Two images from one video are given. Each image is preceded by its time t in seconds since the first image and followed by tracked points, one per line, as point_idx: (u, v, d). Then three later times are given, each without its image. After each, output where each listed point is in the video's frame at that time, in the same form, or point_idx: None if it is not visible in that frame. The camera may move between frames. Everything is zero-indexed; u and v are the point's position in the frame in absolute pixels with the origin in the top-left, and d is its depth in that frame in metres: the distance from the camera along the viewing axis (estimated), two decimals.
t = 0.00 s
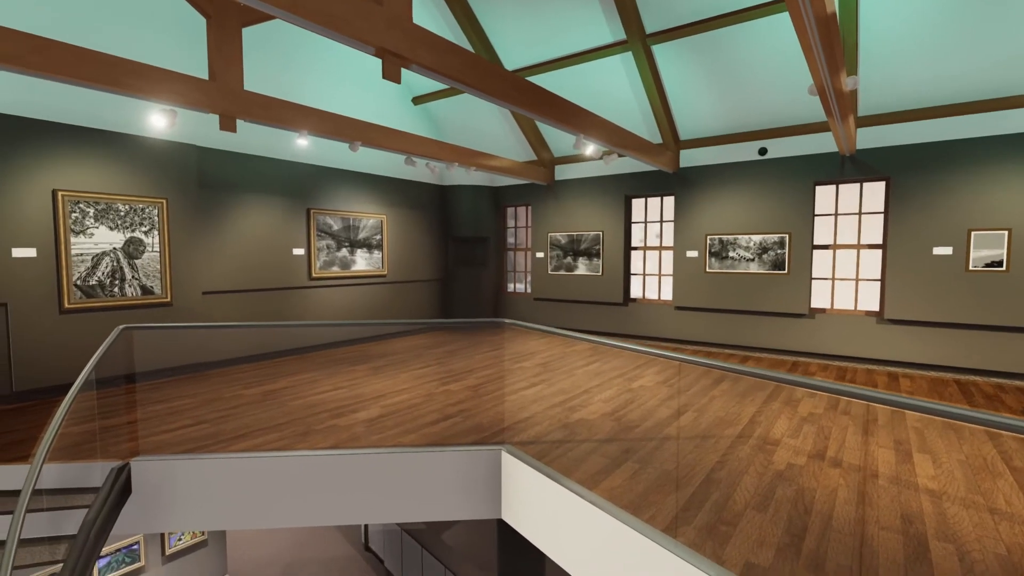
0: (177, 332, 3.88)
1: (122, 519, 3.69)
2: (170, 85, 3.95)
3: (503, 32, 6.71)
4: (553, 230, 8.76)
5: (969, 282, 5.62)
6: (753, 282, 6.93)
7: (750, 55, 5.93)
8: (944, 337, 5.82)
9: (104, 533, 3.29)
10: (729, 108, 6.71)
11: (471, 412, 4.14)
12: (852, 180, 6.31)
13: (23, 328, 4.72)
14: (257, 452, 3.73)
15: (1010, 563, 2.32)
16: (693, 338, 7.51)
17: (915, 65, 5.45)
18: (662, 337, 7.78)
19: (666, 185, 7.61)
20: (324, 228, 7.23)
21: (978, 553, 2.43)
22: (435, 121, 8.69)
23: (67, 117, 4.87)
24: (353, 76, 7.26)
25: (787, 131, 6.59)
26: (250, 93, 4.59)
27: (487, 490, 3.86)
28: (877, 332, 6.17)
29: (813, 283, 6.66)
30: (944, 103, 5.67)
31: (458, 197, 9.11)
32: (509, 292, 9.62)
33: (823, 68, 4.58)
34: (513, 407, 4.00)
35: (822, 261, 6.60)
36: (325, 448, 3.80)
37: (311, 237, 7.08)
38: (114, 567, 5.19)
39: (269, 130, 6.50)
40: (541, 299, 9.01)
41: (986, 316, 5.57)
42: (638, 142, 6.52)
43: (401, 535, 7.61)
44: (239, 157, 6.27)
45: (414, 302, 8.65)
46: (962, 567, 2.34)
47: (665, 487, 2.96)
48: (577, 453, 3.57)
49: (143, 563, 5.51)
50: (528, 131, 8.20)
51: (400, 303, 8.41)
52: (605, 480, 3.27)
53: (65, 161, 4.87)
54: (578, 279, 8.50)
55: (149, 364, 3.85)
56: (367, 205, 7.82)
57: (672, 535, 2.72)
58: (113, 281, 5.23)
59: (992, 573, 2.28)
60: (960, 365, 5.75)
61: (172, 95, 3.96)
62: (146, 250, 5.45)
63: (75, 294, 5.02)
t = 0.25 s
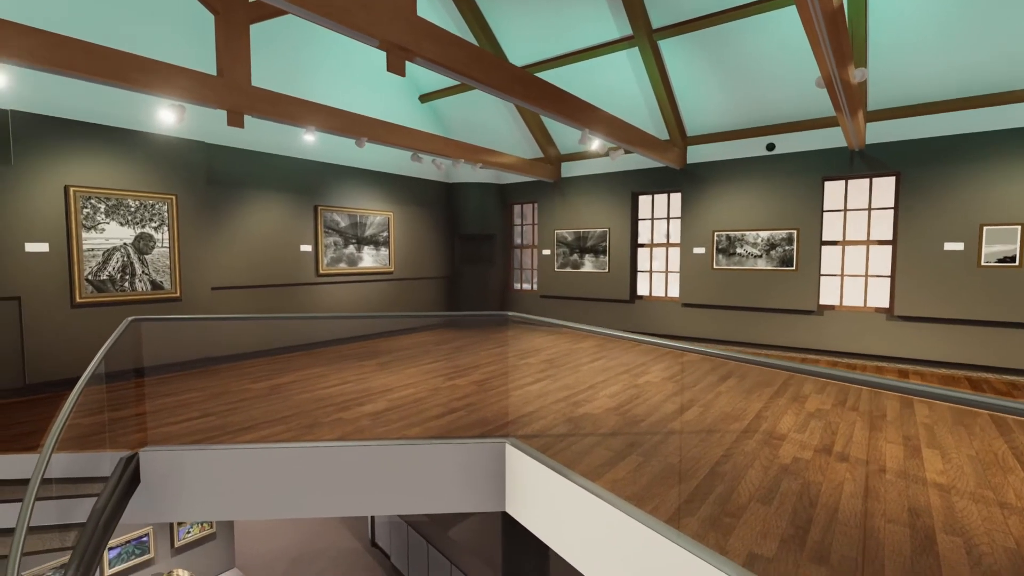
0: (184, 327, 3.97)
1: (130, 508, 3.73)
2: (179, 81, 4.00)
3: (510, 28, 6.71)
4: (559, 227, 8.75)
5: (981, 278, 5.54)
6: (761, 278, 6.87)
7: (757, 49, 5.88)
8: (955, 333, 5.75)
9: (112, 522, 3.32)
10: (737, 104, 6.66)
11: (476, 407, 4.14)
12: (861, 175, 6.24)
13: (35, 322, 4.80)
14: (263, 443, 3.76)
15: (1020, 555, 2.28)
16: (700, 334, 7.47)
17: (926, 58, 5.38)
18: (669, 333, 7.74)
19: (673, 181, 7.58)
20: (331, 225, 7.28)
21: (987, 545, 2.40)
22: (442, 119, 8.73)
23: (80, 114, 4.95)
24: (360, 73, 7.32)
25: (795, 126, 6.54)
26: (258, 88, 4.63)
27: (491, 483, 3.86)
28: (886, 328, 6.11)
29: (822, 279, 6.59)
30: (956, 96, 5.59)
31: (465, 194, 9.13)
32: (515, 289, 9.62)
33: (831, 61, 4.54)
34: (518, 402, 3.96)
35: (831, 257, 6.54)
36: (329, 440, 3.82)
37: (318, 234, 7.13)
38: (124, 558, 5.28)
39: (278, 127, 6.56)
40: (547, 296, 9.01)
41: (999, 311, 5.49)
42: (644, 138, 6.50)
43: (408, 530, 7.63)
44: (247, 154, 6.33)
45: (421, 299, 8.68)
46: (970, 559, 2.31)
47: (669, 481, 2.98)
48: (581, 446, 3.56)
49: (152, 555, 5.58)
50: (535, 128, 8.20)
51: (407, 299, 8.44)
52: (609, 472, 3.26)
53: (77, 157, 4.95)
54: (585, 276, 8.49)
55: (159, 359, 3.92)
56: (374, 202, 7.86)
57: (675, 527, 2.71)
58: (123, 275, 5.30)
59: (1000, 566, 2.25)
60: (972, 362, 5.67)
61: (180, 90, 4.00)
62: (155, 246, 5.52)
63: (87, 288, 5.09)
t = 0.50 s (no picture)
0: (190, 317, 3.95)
1: (138, 497, 3.77)
2: (188, 76, 4.05)
3: (517, 24, 6.72)
4: (566, 224, 8.74)
5: (994, 273, 5.46)
6: (769, 274, 6.82)
7: (766, 43, 5.84)
8: (967, 330, 5.66)
9: (121, 510, 3.38)
10: (745, 99, 6.61)
11: (482, 401, 4.24)
12: (872, 170, 6.17)
13: (49, 315, 4.88)
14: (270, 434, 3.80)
15: None
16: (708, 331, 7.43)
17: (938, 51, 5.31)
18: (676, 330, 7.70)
19: (680, 177, 7.54)
20: (339, 222, 7.33)
21: (996, 538, 2.36)
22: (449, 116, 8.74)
23: (92, 110, 5.02)
24: (368, 70, 7.35)
25: (805, 121, 6.47)
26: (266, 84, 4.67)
27: (495, 476, 3.87)
28: (897, 325, 6.03)
29: (832, 276, 6.53)
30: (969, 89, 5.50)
31: (472, 192, 9.15)
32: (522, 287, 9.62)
33: (840, 53, 4.48)
34: (524, 396, 4.00)
35: (841, 253, 6.47)
36: (336, 432, 3.85)
37: (326, 230, 7.19)
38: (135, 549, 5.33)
39: (285, 122, 6.61)
40: (554, 293, 9.00)
41: (1013, 307, 5.40)
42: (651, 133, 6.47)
43: (414, 526, 7.66)
44: (256, 151, 6.38)
45: (428, 296, 8.71)
46: (978, 551, 2.27)
47: (674, 473, 2.99)
48: (585, 439, 3.55)
49: (163, 546, 5.62)
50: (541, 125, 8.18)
51: (414, 296, 8.48)
52: (613, 464, 3.25)
53: (89, 153, 5.02)
54: (592, 273, 8.47)
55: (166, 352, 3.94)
56: (381, 199, 7.90)
57: (678, 517, 2.69)
58: (134, 270, 5.37)
59: (1009, 558, 2.22)
60: (985, 359, 5.58)
61: (190, 86, 4.05)
62: (165, 241, 5.60)
63: (99, 282, 5.16)
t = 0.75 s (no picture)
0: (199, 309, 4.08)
1: (147, 485, 3.82)
2: (198, 71, 4.11)
3: (524, 21, 6.73)
4: (574, 221, 8.73)
5: (1009, 268, 5.36)
6: (778, 270, 6.76)
7: (775, 37, 5.79)
8: (981, 325, 5.57)
9: (131, 498, 3.41)
10: (754, 94, 6.57)
11: (488, 393, 4.25)
12: (883, 164, 6.09)
13: (63, 308, 4.97)
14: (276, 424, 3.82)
15: None
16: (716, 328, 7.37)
17: (951, 42, 5.23)
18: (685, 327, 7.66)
19: (688, 173, 7.50)
20: (347, 218, 7.38)
21: (1006, 530, 2.32)
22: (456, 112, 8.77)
23: (106, 106, 5.11)
24: (375, 67, 7.40)
25: (814, 115, 6.41)
26: (274, 79, 4.72)
27: (500, 467, 3.87)
28: (909, 321, 5.94)
29: (842, 271, 6.45)
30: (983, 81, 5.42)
31: (480, 189, 9.17)
32: (530, 284, 9.63)
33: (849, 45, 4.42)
34: (529, 389, 3.99)
35: (852, 249, 6.39)
36: (342, 423, 3.88)
37: (334, 226, 7.24)
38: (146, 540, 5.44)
39: (294, 119, 6.67)
40: (562, 290, 8.99)
41: None
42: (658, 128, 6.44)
43: (422, 521, 7.69)
44: (265, 147, 6.45)
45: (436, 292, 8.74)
46: (987, 543, 2.23)
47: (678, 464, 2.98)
48: (590, 431, 3.55)
49: (173, 537, 5.71)
50: (549, 120, 8.18)
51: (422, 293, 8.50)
52: (617, 456, 3.24)
53: (102, 149, 5.11)
54: (599, 269, 8.44)
55: (176, 345, 4.04)
56: (389, 196, 7.95)
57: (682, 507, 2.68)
58: (146, 264, 5.45)
59: (1019, 549, 2.17)
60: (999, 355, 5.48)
61: (199, 81, 4.11)
62: (176, 236, 5.67)
63: (111, 276, 5.25)
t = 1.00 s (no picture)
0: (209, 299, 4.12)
1: (157, 472, 3.86)
2: (208, 66, 4.17)
3: (532, 17, 6.75)
4: (582, 218, 8.71)
5: None
6: (788, 266, 6.70)
7: (784, 30, 5.75)
8: (996, 321, 5.47)
9: (141, 485, 3.46)
10: (763, 88, 6.52)
11: (493, 386, 4.28)
12: (895, 158, 6.01)
13: (77, 301, 5.07)
14: (284, 414, 3.86)
15: None
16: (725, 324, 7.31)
17: (964, 33, 5.15)
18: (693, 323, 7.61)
19: (697, 169, 7.46)
20: (356, 214, 7.44)
21: (1018, 521, 2.27)
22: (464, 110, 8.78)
23: (118, 102, 5.20)
24: (384, 64, 7.45)
25: (824, 108, 6.33)
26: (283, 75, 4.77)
27: (505, 459, 3.88)
28: (922, 317, 5.85)
29: (853, 267, 6.37)
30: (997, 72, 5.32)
31: (488, 185, 9.19)
32: (538, 281, 9.63)
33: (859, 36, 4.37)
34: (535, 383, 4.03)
35: (863, 244, 6.31)
36: (349, 413, 3.92)
37: (343, 222, 7.29)
38: (157, 531, 5.52)
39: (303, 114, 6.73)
40: (569, 287, 8.97)
41: None
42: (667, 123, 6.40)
43: (429, 516, 7.73)
44: (275, 143, 6.52)
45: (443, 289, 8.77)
46: (998, 533, 2.20)
47: (682, 455, 2.99)
48: (595, 422, 3.55)
49: (184, 528, 5.79)
50: (557, 117, 8.17)
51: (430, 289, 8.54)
52: (622, 446, 3.25)
53: (115, 145, 5.20)
54: (607, 266, 8.42)
55: (185, 338, 4.15)
56: (397, 192, 7.99)
57: (686, 496, 2.67)
58: (158, 258, 5.53)
59: None
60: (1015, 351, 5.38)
61: (210, 76, 4.17)
62: (187, 231, 5.75)
63: (124, 270, 5.33)
